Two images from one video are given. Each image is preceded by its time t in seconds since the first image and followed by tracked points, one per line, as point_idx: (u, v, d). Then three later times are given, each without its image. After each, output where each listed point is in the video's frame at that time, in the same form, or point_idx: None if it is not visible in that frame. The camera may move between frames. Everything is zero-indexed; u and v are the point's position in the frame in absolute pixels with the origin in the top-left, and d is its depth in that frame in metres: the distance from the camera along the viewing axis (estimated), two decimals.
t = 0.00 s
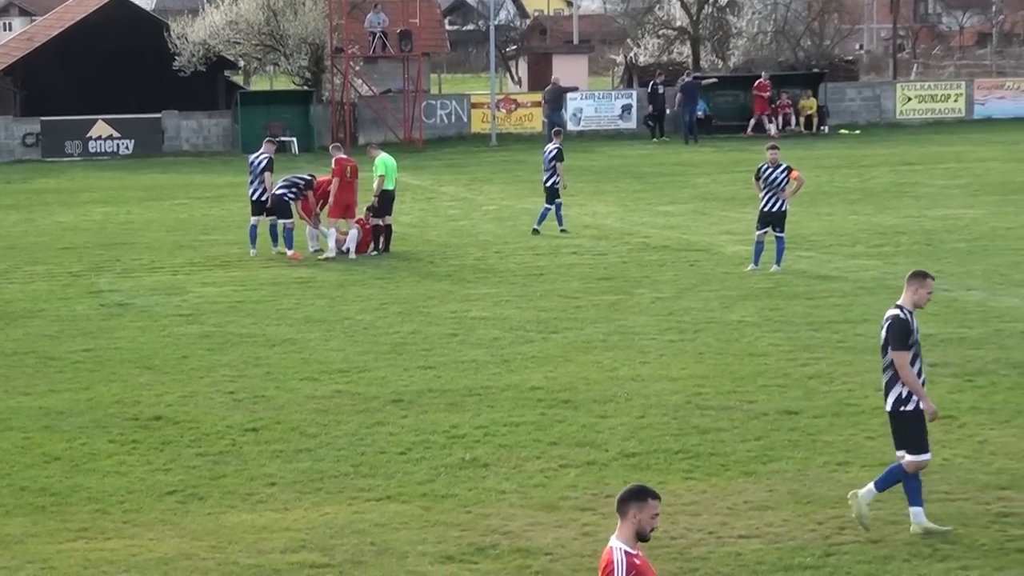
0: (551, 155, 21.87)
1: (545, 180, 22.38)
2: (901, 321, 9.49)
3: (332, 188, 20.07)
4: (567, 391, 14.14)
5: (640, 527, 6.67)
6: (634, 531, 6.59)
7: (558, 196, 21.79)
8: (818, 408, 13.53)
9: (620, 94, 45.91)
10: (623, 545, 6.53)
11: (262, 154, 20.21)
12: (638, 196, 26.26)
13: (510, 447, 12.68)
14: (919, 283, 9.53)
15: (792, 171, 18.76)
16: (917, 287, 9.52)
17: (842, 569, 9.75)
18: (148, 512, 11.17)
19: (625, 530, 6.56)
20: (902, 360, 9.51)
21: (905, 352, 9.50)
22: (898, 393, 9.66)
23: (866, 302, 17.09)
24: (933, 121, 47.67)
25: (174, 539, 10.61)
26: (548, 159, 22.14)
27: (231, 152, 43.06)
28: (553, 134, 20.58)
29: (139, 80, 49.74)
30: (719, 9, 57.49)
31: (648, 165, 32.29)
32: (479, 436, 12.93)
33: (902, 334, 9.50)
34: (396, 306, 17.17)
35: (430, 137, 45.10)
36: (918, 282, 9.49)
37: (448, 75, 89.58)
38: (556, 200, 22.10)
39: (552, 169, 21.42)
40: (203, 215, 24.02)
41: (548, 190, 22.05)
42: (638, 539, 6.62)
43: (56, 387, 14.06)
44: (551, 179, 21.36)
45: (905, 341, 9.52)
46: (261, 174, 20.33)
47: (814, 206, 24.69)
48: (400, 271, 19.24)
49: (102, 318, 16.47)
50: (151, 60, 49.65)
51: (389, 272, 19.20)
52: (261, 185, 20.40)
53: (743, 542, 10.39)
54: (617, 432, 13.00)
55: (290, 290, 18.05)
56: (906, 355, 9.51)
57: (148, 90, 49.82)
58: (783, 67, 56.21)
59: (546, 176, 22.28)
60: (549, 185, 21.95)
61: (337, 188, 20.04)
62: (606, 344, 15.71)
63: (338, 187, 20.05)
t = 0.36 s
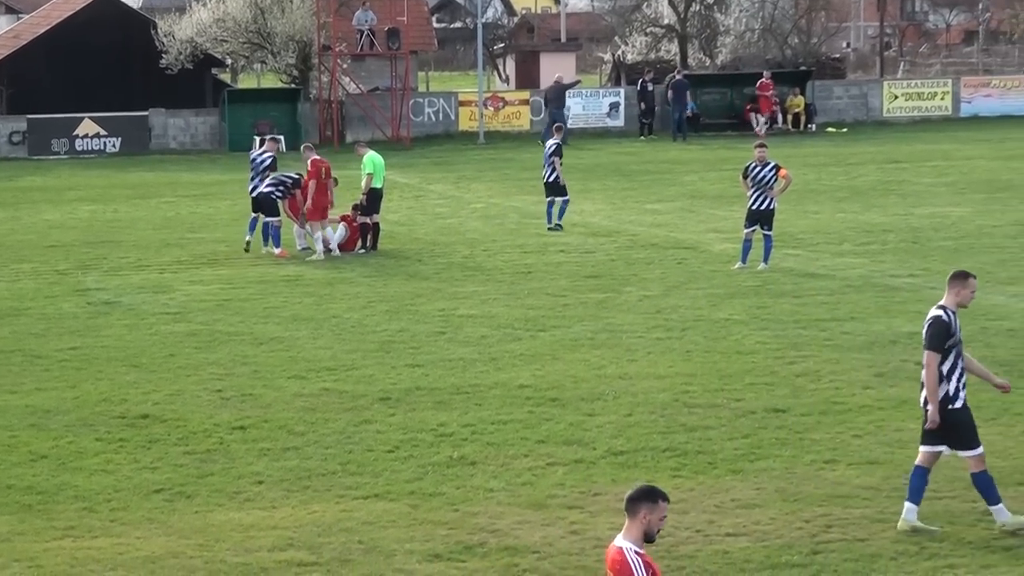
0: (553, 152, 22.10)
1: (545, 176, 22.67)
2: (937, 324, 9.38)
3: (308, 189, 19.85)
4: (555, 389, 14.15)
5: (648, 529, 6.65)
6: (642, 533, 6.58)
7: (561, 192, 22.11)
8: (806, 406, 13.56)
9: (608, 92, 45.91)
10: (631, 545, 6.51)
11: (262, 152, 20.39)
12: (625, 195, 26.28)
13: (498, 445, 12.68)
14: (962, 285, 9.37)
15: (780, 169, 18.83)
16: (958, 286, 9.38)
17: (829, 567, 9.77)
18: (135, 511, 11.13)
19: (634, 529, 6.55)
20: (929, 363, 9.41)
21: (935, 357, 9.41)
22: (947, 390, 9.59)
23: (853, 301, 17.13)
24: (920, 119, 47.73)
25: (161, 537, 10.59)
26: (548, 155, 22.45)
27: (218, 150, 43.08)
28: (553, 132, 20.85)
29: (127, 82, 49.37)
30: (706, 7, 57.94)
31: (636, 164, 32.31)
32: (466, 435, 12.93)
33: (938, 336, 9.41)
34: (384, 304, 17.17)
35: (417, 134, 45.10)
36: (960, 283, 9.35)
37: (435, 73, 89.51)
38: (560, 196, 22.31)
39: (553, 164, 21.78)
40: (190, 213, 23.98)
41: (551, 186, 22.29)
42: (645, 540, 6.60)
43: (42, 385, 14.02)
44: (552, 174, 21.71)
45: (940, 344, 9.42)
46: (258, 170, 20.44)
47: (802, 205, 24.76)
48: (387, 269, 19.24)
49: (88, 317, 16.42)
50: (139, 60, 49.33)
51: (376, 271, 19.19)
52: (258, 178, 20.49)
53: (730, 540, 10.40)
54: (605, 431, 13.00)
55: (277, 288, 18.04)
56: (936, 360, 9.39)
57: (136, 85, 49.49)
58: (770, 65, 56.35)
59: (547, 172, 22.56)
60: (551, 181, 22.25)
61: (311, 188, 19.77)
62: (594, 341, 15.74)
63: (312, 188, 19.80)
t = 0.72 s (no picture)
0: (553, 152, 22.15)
1: (545, 176, 22.69)
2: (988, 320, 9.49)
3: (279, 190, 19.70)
4: (539, 386, 14.16)
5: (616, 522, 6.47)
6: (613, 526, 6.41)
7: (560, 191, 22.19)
8: (790, 403, 13.60)
9: (592, 89, 45.98)
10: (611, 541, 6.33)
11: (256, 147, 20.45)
12: (609, 192, 26.29)
13: (481, 442, 12.67)
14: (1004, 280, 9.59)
15: (764, 166, 18.91)
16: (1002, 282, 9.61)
17: (812, 564, 9.80)
18: (118, 508, 11.09)
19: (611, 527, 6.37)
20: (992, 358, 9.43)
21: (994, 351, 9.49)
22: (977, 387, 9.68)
23: (836, 298, 17.18)
24: (903, 116, 47.93)
25: (145, 534, 10.56)
26: (549, 155, 22.47)
27: (202, 147, 43.08)
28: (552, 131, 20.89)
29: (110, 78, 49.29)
30: (690, 4, 57.11)
31: (620, 161, 32.37)
32: (450, 432, 12.92)
33: (989, 331, 9.49)
34: (368, 301, 17.17)
35: (401, 131, 45.08)
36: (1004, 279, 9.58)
37: (418, 70, 89.49)
38: (560, 194, 22.39)
39: (553, 165, 21.81)
40: (173, 210, 23.93)
41: (550, 185, 22.34)
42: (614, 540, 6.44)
43: (24, 382, 13.97)
44: (552, 174, 21.75)
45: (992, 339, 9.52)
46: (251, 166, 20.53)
47: (785, 202, 24.82)
48: (371, 266, 19.23)
49: (70, 314, 16.37)
50: (121, 56, 49.33)
51: (359, 268, 19.17)
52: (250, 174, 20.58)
53: (713, 537, 10.42)
54: (589, 428, 13.01)
55: (261, 285, 18.01)
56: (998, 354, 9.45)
57: (119, 82, 49.46)
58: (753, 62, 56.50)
59: (547, 171, 22.62)
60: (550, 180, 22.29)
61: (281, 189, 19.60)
62: (578, 339, 15.76)
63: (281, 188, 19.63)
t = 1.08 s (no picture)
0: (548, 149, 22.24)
1: (541, 173, 22.77)
2: None
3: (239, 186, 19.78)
4: (518, 385, 14.18)
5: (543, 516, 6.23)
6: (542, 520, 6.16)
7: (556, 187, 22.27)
8: (768, 402, 13.64)
9: (571, 88, 46.04)
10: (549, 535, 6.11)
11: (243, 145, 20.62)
12: (589, 190, 26.35)
13: (461, 441, 12.67)
14: None
15: (743, 165, 19.00)
16: None
17: (791, 563, 9.83)
18: (96, 508, 11.04)
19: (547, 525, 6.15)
20: None
21: None
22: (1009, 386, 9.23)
23: (815, 297, 17.25)
24: (881, 115, 48.21)
25: (123, 534, 10.52)
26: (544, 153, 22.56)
27: (180, 146, 43.03)
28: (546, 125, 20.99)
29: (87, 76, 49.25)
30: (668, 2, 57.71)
31: (599, 159, 32.45)
32: (429, 431, 12.92)
33: None
34: (347, 300, 17.15)
35: (381, 130, 45.04)
36: None
37: (397, 69, 89.55)
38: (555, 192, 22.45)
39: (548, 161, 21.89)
40: (151, 209, 23.87)
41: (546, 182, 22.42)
42: (554, 528, 6.28)
43: None
44: (547, 170, 21.81)
45: None
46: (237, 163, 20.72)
47: (763, 200, 24.93)
48: (350, 266, 19.22)
49: (47, 314, 16.30)
50: (98, 54, 49.28)
51: (339, 267, 19.15)
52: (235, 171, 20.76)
53: (692, 536, 10.44)
54: (568, 426, 13.02)
55: (239, 285, 17.98)
56: None
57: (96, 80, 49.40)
58: (732, 61, 56.77)
59: (542, 169, 22.70)
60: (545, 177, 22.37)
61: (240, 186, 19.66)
62: (557, 337, 15.78)
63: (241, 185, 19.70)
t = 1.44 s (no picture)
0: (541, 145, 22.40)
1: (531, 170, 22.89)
2: None
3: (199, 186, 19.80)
4: (497, 382, 14.19)
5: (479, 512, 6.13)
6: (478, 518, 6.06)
7: (547, 183, 22.39)
8: (747, 399, 13.68)
9: (551, 86, 46.10)
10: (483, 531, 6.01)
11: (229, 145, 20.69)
12: (568, 189, 26.39)
13: (440, 439, 12.67)
14: None
15: (721, 163, 19.06)
16: None
17: (769, 560, 9.87)
18: (73, 506, 10.99)
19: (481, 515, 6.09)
20: None
21: None
22: None
23: (793, 294, 17.32)
24: (859, 112, 48.44)
25: (101, 532, 10.47)
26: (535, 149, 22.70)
27: (159, 144, 42.89)
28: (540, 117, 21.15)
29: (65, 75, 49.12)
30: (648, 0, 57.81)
31: (579, 157, 32.50)
32: (408, 428, 12.91)
33: None
34: (327, 298, 17.13)
35: (360, 128, 44.99)
36: None
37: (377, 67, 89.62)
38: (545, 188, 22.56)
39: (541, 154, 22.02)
40: (129, 207, 23.78)
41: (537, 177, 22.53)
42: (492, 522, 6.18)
43: None
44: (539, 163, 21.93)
45: None
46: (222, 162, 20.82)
47: (741, 198, 25.01)
48: (329, 264, 19.20)
49: (25, 312, 16.23)
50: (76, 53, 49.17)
51: (318, 266, 19.13)
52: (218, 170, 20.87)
53: (671, 533, 10.46)
54: (547, 424, 13.03)
55: (218, 283, 17.93)
56: None
57: (74, 79, 49.30)
58: (711, 59, 56.98)
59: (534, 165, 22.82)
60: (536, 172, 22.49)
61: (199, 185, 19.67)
62: (537, 335, 15.80)
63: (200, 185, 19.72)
